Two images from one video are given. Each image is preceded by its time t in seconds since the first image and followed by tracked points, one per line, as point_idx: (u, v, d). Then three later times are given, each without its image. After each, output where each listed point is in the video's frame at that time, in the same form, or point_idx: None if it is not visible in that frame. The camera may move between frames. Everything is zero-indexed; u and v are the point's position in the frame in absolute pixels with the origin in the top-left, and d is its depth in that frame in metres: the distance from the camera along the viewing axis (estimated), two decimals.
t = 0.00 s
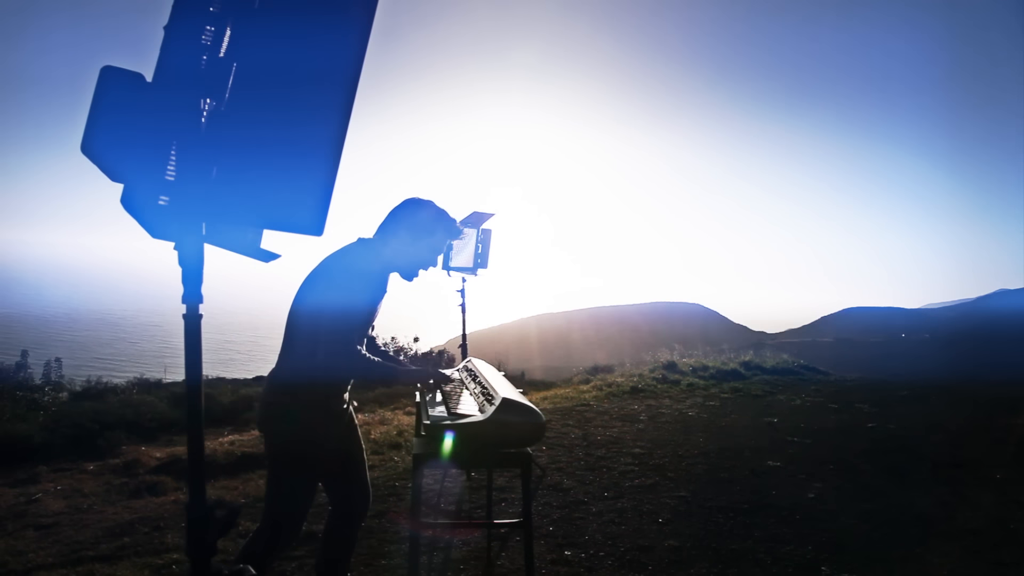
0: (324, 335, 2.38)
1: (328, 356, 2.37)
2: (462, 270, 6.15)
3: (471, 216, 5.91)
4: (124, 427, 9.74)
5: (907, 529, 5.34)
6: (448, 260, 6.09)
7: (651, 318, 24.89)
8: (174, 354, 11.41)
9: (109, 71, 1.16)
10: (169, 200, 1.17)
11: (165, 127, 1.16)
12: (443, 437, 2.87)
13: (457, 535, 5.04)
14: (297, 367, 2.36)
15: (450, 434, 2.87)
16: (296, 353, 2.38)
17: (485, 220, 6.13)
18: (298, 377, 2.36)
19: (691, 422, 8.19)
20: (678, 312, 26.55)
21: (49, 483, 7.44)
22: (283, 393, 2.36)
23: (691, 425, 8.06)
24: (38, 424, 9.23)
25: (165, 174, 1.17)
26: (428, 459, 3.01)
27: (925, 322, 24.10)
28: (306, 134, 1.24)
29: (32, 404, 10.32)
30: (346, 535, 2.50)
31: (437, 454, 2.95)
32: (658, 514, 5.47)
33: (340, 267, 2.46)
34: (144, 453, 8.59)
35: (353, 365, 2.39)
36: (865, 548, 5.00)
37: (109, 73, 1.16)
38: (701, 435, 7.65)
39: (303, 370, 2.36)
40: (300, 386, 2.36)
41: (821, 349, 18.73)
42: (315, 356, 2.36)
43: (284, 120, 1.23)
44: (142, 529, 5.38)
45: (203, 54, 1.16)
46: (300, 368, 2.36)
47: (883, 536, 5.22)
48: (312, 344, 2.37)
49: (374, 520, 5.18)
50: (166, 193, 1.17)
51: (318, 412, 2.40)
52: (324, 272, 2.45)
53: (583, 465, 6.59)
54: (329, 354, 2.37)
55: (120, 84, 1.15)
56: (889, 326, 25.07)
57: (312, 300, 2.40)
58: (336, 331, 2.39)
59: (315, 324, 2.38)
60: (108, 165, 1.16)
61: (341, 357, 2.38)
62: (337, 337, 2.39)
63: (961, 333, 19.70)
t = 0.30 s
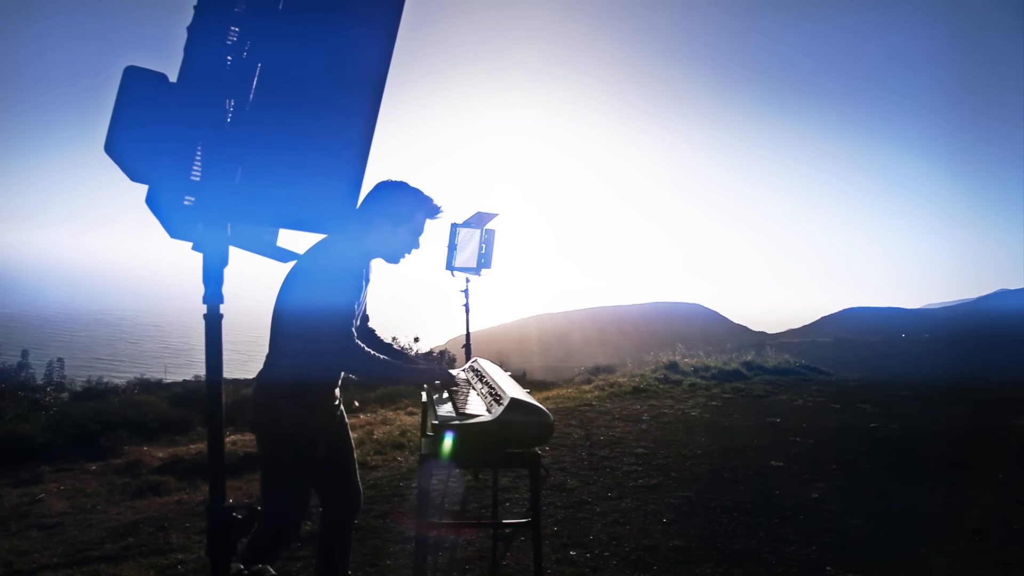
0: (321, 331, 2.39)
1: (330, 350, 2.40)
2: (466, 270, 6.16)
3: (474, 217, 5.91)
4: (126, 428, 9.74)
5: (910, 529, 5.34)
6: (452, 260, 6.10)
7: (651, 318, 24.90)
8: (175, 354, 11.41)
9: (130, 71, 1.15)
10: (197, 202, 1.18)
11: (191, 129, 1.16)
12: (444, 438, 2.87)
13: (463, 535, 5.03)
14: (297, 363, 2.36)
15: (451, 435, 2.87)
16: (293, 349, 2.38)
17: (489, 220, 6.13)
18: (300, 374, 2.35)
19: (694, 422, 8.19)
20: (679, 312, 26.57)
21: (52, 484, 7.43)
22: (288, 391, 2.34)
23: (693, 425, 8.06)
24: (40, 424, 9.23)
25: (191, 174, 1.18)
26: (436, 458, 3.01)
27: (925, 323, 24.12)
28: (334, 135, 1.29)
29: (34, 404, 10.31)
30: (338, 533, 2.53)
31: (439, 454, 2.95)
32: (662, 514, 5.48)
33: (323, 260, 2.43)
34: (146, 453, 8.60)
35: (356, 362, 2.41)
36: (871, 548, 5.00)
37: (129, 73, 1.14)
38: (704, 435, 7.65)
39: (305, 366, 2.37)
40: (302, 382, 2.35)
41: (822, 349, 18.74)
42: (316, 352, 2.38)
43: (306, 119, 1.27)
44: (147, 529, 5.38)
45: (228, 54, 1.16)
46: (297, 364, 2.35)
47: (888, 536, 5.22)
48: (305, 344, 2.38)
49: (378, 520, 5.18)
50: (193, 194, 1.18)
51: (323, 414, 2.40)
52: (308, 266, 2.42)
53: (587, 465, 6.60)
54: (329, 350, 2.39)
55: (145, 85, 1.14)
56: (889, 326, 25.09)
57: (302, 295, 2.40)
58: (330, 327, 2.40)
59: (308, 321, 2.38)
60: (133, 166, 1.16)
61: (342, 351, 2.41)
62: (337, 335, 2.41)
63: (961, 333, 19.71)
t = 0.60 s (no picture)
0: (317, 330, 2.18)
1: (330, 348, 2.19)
2: (471, 270, 6.17)
3: (479, 217, 5.91)
4: (129, 428, 9.73)
5: (915, 529, 5.35)
6: (457, 261, 6.10)
7: (651, 318, 24.93)
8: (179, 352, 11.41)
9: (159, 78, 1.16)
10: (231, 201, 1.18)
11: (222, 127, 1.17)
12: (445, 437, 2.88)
13: (470, 535, 5.03)
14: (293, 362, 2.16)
15: (452, 434, 2.89)
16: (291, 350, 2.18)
17: (494, 220, 6.13)
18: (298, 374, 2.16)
19: (698, 422, 8.19)
20: (679, 312, 26.61)
21: (56, 484, 7.43)
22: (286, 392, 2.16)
23: (697, 425, 8.07)
24: (43, 424, 9.23)
25: (223, 174, 1.18)
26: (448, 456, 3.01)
27: (925, 322, 24.16)
28: (337, 131, 1.44)
29: (36, 404, 10.30)
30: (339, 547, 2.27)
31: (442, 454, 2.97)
32: (667, 514, 5.48)
33: (302, 258, 2.22)
34: (150, 453, 8.60)
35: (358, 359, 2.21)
36: (876, 548, 5.01)
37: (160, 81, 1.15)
38: (707, 435, 7.66)
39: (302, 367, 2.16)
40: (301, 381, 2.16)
41: (822, 349, 18.77)
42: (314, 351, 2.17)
43: (313, 114, 1.38)
44: (153, 529, 5.38)
45: (258, 54, 1.18)
46: (291, 364, 2.13)
47: (894, 536, 5.23)
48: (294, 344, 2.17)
49: (385, 520, 5.18)
50: (226, 194, 1.18)
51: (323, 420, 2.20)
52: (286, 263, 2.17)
53: (591, 465, 6.60)
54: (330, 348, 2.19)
55: (178, 87, 1.15)
56: (889, 325, 25.13)
57: (286, 296, 2.17)
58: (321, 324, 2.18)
59: (293, 323, 2.16)
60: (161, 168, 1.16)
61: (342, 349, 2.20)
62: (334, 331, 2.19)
63: (961, 333, 19.76)
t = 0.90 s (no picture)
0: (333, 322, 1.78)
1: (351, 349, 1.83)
2: (477, 270, 6.18)
3: (486, 217, 5.91)
4: (132, 428, 9.73)
5: (922, 529, 5.36)
6: (463, 261, 6.11)
7: (652, 319, 24.95)
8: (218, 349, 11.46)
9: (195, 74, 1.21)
10: (269, 200, 1.31)
11: (258, 129, 1.23)
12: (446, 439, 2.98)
13: (478, 535, 5.02)
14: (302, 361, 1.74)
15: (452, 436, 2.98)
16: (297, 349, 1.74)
17: (500, 220, 6.13)
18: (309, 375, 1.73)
19: (702, 422, 8.20)
20: (679, 313, 26.63)
21: (60, 484, 7.43)
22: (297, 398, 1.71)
23: (701, 425, 8.07)
24: (46, 424, 9.23)
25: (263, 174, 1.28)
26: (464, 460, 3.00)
27: (924, 322, 24.18)
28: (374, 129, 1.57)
29: (38, 403, 10.29)
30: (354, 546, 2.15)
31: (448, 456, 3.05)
32: (674, 514, 5.49)
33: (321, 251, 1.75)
34: (153, 454, 8.59)
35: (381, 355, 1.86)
36: (883, 548, 5.01)
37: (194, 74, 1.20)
38: (712, 435, 7.66)
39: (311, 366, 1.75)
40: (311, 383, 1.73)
41: (822, 349, 18.80)
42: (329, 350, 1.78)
43: (354, 113, 1.50)
44: (160, 529, 5.38)
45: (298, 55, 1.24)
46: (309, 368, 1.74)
47: (900, 536, 5.23)
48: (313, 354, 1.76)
49: (392, 520, 5.17)
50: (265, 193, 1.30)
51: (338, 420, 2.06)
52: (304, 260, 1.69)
53: (597, 465, 6.60)
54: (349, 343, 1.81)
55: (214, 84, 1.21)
56: (889, 325, 25.15)
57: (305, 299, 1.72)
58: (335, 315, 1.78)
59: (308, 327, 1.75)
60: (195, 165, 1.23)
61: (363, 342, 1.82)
62: (351, 327, 1.82)
63: (961, 333, 19.78)
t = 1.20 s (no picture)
0: (350, 335, 1.87)
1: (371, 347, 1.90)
2: (484, 270, 6.17)
3: (493, 217, 5.91)
4: (136, 428, 9.73)
5: (929, 528, 5.37)
6: (470, 261, 6.11)
7: (653, 319, 24.95)
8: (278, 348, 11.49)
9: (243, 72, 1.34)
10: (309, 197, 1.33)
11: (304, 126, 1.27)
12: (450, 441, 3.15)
13: (487, 535, 5.02)
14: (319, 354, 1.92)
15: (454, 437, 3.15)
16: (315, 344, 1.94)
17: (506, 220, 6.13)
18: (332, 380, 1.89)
19: (706, 422, 8.20)
20: (679, 313, 26.64)
21: (65, 484, 7.42)
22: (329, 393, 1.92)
23: (705, 425, 8.08)
24: (49, 424, 9.22)
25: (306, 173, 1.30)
26: (480, 461, 3.00)
27: (925, 322, 24.20)
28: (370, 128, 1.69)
29: (41, 403, 10.28)
30: (382, 542, 2.12)
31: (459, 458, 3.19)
32: (681, 514, 5.50)
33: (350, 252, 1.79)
34: (157, 454, 8.58)
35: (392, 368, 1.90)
36: (890, 547, 5.02)
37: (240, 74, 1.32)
38: (717, 435, 7.66)
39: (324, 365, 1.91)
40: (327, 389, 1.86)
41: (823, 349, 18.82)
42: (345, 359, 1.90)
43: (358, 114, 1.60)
44: (167, 529, 5.38)
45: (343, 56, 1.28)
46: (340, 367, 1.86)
47: (906, 535, 5.24)
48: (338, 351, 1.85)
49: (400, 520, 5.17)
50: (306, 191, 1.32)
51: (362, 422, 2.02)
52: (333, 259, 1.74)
53: (602, 465, 6.61)
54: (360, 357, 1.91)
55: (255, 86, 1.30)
56: (890, 326, 25.17)
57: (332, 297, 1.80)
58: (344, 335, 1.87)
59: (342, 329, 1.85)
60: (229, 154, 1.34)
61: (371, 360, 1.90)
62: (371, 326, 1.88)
63: (962, 333, 19.79)
